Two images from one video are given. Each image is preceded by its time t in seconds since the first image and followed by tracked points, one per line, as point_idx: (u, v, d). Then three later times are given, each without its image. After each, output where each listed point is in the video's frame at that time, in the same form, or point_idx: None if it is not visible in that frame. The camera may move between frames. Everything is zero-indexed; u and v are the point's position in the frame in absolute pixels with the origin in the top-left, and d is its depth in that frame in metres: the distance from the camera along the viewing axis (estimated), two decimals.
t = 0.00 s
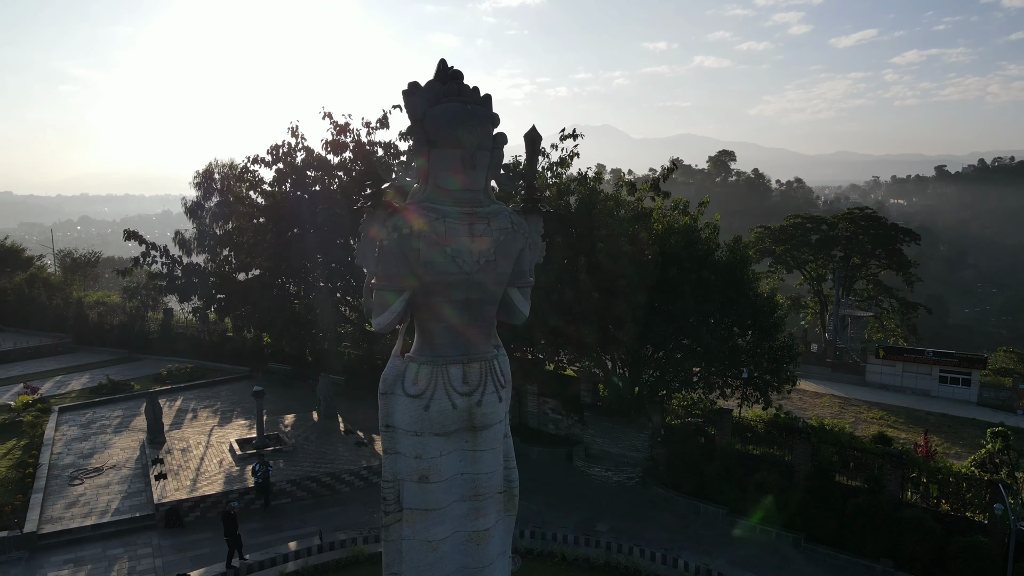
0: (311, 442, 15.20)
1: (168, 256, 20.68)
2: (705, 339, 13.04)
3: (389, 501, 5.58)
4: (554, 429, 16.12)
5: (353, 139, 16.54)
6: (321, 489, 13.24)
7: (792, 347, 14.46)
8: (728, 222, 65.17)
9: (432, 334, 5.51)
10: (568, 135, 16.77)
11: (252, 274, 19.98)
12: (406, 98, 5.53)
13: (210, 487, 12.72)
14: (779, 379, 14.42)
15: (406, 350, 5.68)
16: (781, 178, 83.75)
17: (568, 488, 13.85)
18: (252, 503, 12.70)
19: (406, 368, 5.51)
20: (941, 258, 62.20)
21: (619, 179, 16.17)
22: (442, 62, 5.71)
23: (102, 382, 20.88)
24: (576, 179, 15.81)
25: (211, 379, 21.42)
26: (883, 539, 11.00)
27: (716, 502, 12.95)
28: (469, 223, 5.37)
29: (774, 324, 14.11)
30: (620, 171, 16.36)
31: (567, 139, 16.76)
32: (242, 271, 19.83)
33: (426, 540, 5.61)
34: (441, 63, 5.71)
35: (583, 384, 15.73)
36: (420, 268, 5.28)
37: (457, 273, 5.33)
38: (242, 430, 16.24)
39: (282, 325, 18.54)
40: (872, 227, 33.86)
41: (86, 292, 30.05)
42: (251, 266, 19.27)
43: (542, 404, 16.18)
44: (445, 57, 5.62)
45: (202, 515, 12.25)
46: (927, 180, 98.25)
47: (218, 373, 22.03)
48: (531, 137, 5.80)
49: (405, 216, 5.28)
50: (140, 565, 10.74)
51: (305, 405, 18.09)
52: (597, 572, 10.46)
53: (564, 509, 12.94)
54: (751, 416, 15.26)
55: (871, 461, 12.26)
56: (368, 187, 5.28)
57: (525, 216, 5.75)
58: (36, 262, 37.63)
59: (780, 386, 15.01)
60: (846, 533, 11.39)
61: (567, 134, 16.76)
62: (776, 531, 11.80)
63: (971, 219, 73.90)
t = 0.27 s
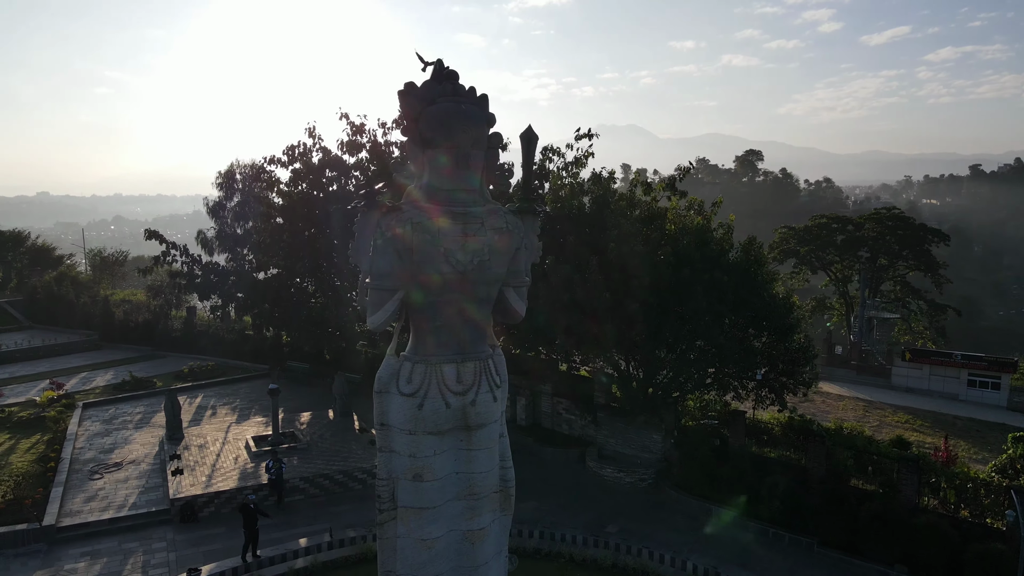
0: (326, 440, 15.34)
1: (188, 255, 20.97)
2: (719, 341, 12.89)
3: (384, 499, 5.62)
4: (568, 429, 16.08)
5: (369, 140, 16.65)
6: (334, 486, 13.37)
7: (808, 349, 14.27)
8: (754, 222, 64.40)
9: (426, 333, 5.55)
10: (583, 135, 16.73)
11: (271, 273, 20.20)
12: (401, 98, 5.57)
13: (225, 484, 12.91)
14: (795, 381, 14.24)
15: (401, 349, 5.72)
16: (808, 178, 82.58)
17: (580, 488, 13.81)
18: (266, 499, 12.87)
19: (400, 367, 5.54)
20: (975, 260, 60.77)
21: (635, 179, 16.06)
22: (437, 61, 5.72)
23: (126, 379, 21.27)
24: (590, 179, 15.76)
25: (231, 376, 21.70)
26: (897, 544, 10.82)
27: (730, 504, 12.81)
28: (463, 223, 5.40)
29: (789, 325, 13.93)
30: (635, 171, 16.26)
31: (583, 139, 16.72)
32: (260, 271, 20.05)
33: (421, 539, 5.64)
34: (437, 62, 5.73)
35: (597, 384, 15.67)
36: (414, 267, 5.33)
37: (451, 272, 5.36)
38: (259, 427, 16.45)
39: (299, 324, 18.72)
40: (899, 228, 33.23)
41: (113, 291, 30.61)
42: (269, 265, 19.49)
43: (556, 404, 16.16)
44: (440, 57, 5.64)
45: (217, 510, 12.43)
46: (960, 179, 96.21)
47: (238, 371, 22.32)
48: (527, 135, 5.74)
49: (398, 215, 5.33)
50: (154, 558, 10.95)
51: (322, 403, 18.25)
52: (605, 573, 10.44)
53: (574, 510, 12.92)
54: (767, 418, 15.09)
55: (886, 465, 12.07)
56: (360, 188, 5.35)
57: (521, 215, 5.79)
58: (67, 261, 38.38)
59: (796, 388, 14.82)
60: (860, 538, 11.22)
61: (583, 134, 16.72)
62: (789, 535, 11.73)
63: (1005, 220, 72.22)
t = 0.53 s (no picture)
0: (340, 438, 15.46)
1: (207, 254, 21.24)
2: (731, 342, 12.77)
3: (378, 497, 5.65)
4: (581, 430, 16.03)
5: (383, 140, 16.74)
6: (346, 484, 13.47)
7: (823, 351, 14.08)
8: (780, 223, 63.61)
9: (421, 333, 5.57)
10: (597, 136, 16.65)
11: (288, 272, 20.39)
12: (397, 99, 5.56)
13: (238, 480, 13.08)
14: (809, 383, 14.06)
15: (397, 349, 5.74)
16: (836, 178, 81.33)
17: (591, 489, 13.77)
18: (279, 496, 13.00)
19: (395, 367, 5.56)
20: (1009, 261, 59.36)
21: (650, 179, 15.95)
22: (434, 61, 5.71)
23: (147, 376, 21.63)
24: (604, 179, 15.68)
25: (250, 374, 21.96)
26: (910, 549, 10.63)
27: (741, 507, 12.70)
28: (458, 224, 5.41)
29: (804, 327, 13.75)
30: (650, 171, 16.14)
31: (597, 139, 16.64)
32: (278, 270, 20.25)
33: (415, 538, 5.65)
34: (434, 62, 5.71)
35: (610, 385, 15.60)
36: (408, 268, 5.35)
37: (445, 272, 5.38)
38: (274, 425, 16.63)
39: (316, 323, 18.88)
40: (926, 229, 32.59)
41: (138, 290, 31.12)
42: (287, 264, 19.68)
43: (569, 404, 16.11)
44: (438, 56, 5.60)
45: (230, 506, 12.59)
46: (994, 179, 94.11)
47: (257, 369, 22.58)
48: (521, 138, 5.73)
49: (392, 215, 5.35)
50: (167, 553, 11.13)
51: (338, 401, 18.38)
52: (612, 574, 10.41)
53: (585, 511, 12.89)
54: (782, 420, 14.92)
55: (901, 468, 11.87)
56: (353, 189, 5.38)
57: (517, 214, 5.81)
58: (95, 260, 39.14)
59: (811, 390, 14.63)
60: (872, 543, 11.05)
61: (597, 135, 16.64)
62: (800, 538, 11.66)
63: None
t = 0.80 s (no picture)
0: (353, 437, 15.57)
1: (227, 253, 21.53)
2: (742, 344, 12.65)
3: (372, 495, 5.69)
4: (594, 430, 15.95)
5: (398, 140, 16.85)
6: (358, 482, 13.57)
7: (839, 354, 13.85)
8: (806, 223, 62.73)
9: (415, 333, 5.61)
10: (613, 135, 16.55)
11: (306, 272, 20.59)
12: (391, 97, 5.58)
13: (252, 477, 13.24)
14: (825, 386, 13.84)
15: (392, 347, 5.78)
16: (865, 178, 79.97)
17: (602, 491, 13.72)
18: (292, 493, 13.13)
19: (389, 366, 5.59)
20: None
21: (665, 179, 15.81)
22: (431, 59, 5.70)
23: (169, 373, 21.98)
24: (618, 179, 15.58)
25: (269, 372, 22.21)
26: (924, 557, 10.40)
27: (753, 511, 12.56)
28: (450, 224, 5.43)
29: (820, 329, 13.54)
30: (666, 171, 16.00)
31: (613, 139, 16.54)
32: (296, 269, 20.45)
33: (408, 537, 5.68)
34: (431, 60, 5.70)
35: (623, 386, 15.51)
36: (399, 267, 5.42)
37: (436, 273, 5.42)
38: (290, 423, 16.81)
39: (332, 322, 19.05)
40: (955, 229, 31.89)
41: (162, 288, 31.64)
42: (304, 264, 19.86)
43: (583, 405, 16.05)
44: (434, 58, 5.61)
45: (244, 503, 12.75)
46: None
47: (276, 367, 22.83)
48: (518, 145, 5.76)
49: (384, 216, 5.44)
50: (181, 547, 11.31)
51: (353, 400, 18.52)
52: None
53: (596, 512, 12.85)
54: (797, 423, 14.71)
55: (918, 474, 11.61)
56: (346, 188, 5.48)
57: (512, 215, 5.81)
58: (123, 259, 39.88)
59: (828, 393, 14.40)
60: (885, 549, 10.85)
61: (612, 134, 16.54)
62: (813, 543, 11.52)
63: None
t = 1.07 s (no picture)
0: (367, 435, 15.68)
1: (245, 253, 21.80)
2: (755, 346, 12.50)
3: (367, 494, 5.72)
4: (607, 432, 15.89)
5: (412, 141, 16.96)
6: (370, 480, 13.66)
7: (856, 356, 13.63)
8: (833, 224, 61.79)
9: (408, 333, 5.64)
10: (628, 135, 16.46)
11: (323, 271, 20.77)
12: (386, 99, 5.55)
13: (265, 474, 13.39)
14: (841, 389, 13.61)
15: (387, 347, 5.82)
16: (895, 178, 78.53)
17: (614, 493, 13.66)
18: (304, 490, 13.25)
19: (383, 365, 5.63)
20: None
21: (680, 179, 15.66)
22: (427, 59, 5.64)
23: (190, 370, 22.31)
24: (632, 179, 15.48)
25: (288, 371, 22.45)
26: (939, 564, 10.19)
27: (766, 515, 12.41)
28: (444, 224, 5.48)
29: (836, 331, 13.33)
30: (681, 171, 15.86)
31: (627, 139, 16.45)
32: (314, 269, 20.63)
33: (403, 535, 5.71)
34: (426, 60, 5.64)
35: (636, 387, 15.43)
36: (393, 268, 5.49)
37: (430, 273, 5.47)
38: (306, 421, 16.97)
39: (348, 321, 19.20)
40: (985, 230, 31.16)
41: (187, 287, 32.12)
42: (321, 263, 20.04)
43: (596, 406, 16.00)
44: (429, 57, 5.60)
45: (257, 499, 12.91)
46: None
47: (295, 366, 23.05)
48: (512, 136, 6.97)
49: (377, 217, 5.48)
50: (193, 543, 11.47)
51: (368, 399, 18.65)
52: None
53: (606, 514, 12.80)
54: (813, 426, 14.50)
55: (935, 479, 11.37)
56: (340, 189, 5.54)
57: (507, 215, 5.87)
58: (150, 258, 40.57)
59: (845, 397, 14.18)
60: (899, 556, 10.65)
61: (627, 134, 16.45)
62: (826, 549, 11.35)
63: None
